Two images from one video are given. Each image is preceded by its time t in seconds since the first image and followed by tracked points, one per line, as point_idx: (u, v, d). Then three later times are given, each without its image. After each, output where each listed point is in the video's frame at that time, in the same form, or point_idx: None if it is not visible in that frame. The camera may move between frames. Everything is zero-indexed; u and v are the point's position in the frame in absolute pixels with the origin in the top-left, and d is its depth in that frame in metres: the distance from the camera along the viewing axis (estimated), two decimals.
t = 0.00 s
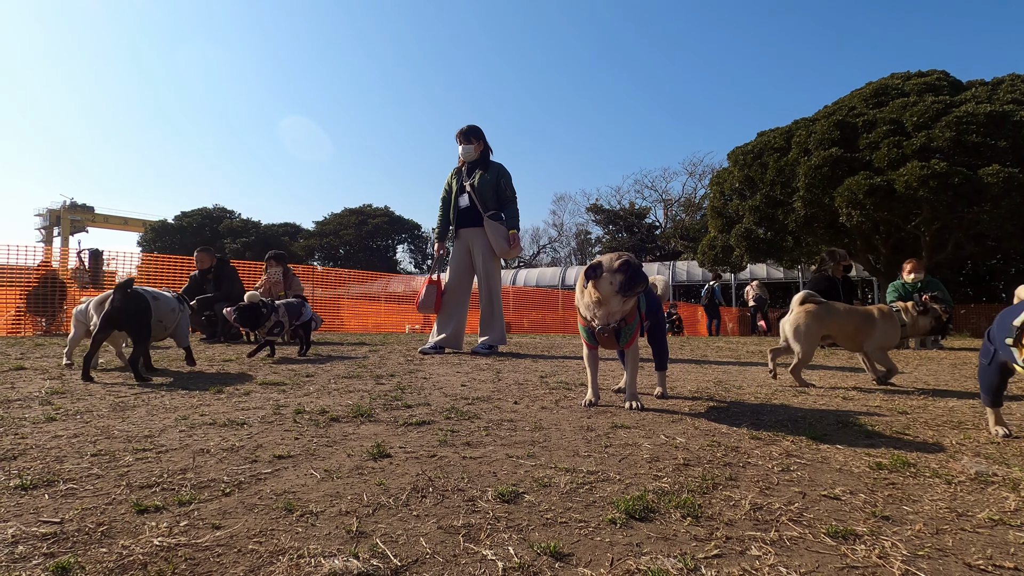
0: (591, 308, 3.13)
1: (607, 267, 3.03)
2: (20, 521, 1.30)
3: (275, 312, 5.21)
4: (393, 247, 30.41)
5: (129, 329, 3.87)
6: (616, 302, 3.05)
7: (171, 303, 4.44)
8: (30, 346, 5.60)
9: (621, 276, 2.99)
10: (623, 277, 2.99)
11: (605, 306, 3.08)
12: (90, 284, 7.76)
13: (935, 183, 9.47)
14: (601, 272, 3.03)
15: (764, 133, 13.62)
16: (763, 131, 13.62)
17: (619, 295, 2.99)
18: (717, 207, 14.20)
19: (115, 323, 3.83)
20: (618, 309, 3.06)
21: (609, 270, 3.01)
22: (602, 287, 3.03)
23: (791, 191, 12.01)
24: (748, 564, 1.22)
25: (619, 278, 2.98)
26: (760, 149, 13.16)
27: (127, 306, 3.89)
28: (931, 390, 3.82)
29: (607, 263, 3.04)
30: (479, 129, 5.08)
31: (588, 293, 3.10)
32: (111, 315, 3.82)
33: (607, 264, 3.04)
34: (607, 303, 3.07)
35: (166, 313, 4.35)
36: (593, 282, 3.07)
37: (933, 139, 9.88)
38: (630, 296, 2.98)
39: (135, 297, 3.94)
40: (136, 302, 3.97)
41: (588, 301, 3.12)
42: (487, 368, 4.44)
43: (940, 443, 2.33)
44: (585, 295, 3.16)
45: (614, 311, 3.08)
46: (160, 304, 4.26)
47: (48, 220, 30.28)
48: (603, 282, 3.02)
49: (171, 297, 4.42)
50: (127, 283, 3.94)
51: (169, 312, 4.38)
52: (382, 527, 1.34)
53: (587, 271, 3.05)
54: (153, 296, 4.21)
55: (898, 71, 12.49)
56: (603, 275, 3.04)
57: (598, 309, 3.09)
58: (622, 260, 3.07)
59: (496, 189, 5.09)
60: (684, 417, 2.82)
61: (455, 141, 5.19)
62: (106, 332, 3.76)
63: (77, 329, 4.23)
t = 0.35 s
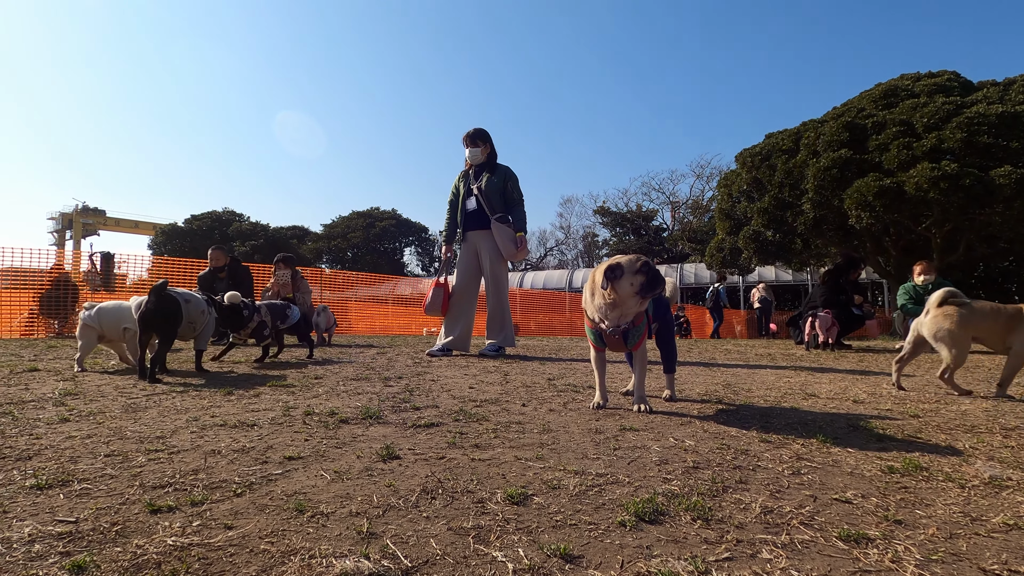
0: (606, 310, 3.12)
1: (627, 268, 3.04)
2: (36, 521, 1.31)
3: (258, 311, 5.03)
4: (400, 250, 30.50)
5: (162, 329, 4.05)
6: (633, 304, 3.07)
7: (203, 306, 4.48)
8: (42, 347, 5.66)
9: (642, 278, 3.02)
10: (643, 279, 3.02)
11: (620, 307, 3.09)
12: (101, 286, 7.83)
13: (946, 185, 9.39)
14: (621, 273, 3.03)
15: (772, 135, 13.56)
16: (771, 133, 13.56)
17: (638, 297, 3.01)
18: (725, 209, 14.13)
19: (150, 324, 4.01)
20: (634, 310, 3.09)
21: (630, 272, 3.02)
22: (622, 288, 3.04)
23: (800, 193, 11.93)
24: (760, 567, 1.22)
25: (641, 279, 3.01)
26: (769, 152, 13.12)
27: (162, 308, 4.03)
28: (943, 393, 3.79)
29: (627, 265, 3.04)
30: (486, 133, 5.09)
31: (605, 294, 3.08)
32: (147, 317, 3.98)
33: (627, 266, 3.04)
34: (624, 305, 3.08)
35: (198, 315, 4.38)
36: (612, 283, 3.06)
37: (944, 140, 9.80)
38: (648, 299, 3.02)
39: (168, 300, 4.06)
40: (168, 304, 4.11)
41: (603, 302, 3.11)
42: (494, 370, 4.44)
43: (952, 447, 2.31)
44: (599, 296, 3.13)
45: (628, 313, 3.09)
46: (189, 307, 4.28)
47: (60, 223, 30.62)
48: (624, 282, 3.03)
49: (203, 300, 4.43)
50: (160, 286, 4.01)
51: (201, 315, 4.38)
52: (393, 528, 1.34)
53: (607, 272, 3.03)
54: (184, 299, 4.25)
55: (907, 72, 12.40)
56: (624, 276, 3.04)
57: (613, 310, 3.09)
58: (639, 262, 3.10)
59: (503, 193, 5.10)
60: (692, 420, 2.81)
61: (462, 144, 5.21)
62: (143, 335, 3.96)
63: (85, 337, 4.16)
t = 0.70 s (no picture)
0: (621, 312, 3.09)
1: (645, 271, 3.03)
2: (62, 519, 1.34)
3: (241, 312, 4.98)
4: (410, 253, 30.62)
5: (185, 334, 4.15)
6: (649, 307, 3.06)
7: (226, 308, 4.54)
8: (59, 350, 5.75)
9: (660, 281, 3.02)
10: (661, 282, 3.02)
11: (636, 310, 3.08)
12: (116, 289, 7.93)
13: (961, 186, 9.28)
14: (640, 275, 3.02)
15: (783, 136, 13.49)
16: (782, 135, 13.49)
17: (654, 301, 3.02)
18: (735, 211, 14.00)
19: (171, 327, 4.09)
20: (650, 313, 3.08)
21: (648, 274, 3.02)
22: (640, 290, 3.02)
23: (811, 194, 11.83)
24: (780, 570, 1.21)
25: (658, 282, 3.00)
26: (779, 153, 13.06)
27: (183, 313, 4.11)
28: (961, 396, 3.74)
29: (645, 268, 3.04)
30: (497, 136, 5.12)
31: (622, 297, 3.06)
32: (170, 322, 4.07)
33: (645, 268, 3.04)
34: (640, 307, 3.07)
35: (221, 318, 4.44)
36: (629, 285, 3.05)
37: (958, 140, 9.69)
38: (665, 302, 3.03)
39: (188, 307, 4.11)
40: (188, 309, 4.16)
41: (619, 304, 3.08)
42: (505, 373, 4.44)
43: (972, 451, 2.28)
44: (615, 299, 3.11)
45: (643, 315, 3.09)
46: (211, 311, 4.32)
47: (76, 228, 31.11)
48: (641, 285, 3.02)
49: (223, 303, 4.45)
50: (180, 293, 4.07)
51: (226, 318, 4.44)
52: (411, 529, 1.35)
53: (625, 273, 3.01)
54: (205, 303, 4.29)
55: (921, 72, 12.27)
56: (641, 279, 3.03)
57: (627, 312, 3.08)
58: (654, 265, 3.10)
59: (513, 195, 5.11)
60: (706, 423, 2.79)
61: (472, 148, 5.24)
62: (163, 338, 4.05)
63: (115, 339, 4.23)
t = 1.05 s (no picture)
0: (639, 314, 3.08)
1: (666, 273, 3.02)
2: (85, 519, 1.36)
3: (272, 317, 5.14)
4: (422, 256, 30.74)
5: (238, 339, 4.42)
6: (667, 309, 3.06)
7: (263, 314, 4.86)
8: (80, 353, 5.84)
9: (680, 284, 3.01)
10: (681, 284, 3.03)
11: (654, 312, 3.07)
12: (135, 293, 8.05)
13: (982, 186, 9.12)
14: (661, 277, 3.01)
15: (798, 137, 13.37)
16: (797, 136, 13.36)
17: (674, 303, 3.02)
18: (749, 213, 13.76)
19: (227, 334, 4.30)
20: (667, 316, 3.08)
21: (669, 276, 3.01)
22: (660, 292, 3.02)
23: (827, 195, 11.66)
24: None
25: (679, 285, 3.01)
26: (794, 154, 12.94)
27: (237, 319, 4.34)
28: (985, 400, 3.66)
29: (666, 269, 3.03)
30: (509, 139, 5.13)
31: (641, 299, 3.04)
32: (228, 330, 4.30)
33: (665, 270, 3.03)
34: (658, 309, 3.07)
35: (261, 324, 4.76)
36: (649, 286, 3.04)
37: (978, 140, 9.52)
38: (684, 304, 3.03)
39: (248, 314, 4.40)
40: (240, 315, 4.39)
41: (637, 306, 3.07)
42: (519, 376, 4.43)
43: (999, 456, 2.22)
44: (633, 300, 3.09)
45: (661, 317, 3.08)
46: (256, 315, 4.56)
47: (95, 233, 31.68)
48: (662, 287, 3.02)
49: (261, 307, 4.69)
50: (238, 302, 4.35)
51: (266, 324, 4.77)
52: (429, 532, 1.35)
53: (646, 275, 2.99)
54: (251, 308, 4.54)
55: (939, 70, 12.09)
56: (662, 281, 3.02)
57: (646, 315, 3.07)
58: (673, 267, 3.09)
59: (526, 199, 5.11)
60: (723, 426, 2.76)
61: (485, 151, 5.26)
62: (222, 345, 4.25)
63: (134, 343, 4.27)
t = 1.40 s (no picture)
0: (655, 316, 3.05)
1: (681, 274, 2.98)
2: (106, 518, 1.38)
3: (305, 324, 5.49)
4: (436, 260, 30.88)
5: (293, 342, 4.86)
6: (683, 310, 3.03)
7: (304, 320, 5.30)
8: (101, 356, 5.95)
9: (695, 284, 2.97)
10: (697, 285, 2.99)
11: (670, 314, 3.04)
12: (155, 297, 8.19)
13: (1005, 185, 8.96)
14: (676, 278, 2.97)
15: (814, 137, 13.22)
16: (813, 136, 13.22)
17: (690, 304, 2.99)
18: (764, 215, 13.63)
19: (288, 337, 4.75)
20: (684, 317, 3.05)
21: (685, 277, 2.97)
22: (676, 293, 2.99)
23: (845, 197, 11.52)
24: None
25: (694, 285, 2.97)
26: (811, 155, 12.80)
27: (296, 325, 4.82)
28: (1010, 404, 3.57)
29: (681, 270, 2.99)
30: (522, 142, 5.14)
31: (657, 300, 3.01)
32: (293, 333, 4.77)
33: (680, 271, 2.99)
34: (674, 311, 3.04)
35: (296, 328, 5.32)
36: (665, 288, 3.01)
37: (1001, 138, 9.32)
38: (700, 304, 3.00)
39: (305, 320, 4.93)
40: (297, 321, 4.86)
41: (653, 308, 3.03)
42: (533, 379, 4.42)
43: None
44: (648, 302, 3.06)
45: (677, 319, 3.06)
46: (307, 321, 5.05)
47: (117, 238, 32.31)
48: (678, 287, 2.98)
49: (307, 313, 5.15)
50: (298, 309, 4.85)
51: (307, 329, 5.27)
52: (443, 533, 1.35)
53: (661, 277, 2.96)
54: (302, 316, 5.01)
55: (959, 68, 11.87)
56: (677, 282, 2.99)
57: (662, 317, 3.04)
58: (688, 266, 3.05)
59: (539, 201, 5.11)
60: (740, 430, 2.73)
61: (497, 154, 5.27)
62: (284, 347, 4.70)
63: (153, 347, 4.31)
